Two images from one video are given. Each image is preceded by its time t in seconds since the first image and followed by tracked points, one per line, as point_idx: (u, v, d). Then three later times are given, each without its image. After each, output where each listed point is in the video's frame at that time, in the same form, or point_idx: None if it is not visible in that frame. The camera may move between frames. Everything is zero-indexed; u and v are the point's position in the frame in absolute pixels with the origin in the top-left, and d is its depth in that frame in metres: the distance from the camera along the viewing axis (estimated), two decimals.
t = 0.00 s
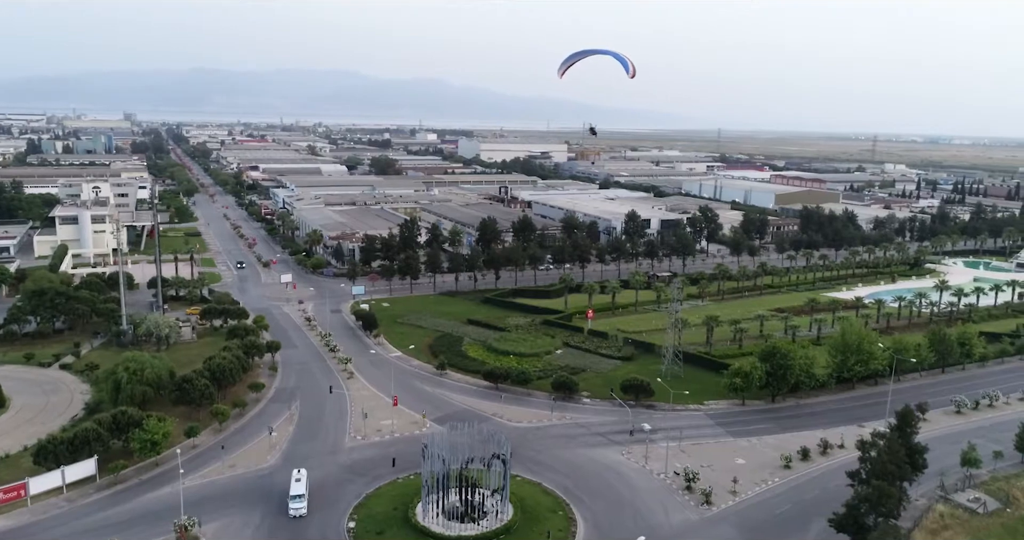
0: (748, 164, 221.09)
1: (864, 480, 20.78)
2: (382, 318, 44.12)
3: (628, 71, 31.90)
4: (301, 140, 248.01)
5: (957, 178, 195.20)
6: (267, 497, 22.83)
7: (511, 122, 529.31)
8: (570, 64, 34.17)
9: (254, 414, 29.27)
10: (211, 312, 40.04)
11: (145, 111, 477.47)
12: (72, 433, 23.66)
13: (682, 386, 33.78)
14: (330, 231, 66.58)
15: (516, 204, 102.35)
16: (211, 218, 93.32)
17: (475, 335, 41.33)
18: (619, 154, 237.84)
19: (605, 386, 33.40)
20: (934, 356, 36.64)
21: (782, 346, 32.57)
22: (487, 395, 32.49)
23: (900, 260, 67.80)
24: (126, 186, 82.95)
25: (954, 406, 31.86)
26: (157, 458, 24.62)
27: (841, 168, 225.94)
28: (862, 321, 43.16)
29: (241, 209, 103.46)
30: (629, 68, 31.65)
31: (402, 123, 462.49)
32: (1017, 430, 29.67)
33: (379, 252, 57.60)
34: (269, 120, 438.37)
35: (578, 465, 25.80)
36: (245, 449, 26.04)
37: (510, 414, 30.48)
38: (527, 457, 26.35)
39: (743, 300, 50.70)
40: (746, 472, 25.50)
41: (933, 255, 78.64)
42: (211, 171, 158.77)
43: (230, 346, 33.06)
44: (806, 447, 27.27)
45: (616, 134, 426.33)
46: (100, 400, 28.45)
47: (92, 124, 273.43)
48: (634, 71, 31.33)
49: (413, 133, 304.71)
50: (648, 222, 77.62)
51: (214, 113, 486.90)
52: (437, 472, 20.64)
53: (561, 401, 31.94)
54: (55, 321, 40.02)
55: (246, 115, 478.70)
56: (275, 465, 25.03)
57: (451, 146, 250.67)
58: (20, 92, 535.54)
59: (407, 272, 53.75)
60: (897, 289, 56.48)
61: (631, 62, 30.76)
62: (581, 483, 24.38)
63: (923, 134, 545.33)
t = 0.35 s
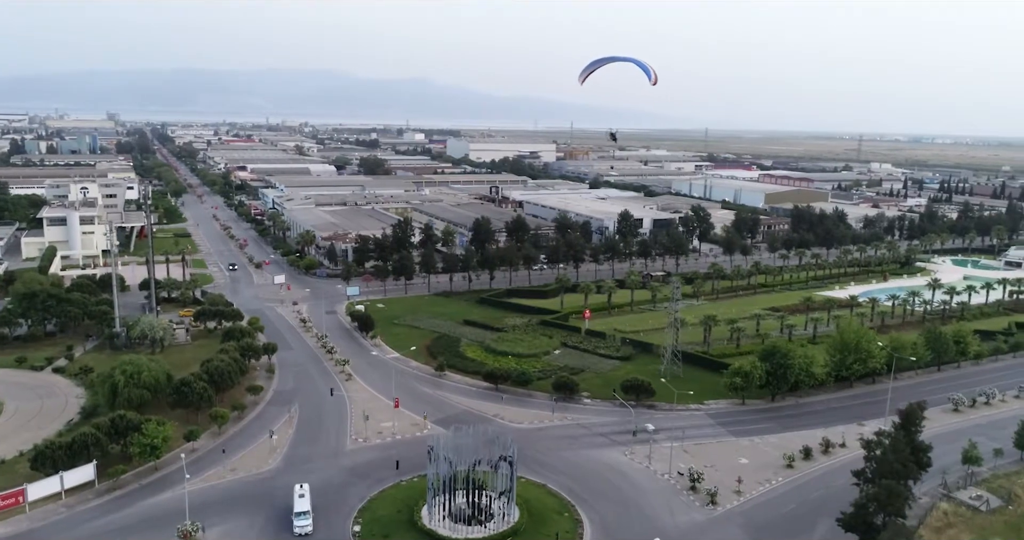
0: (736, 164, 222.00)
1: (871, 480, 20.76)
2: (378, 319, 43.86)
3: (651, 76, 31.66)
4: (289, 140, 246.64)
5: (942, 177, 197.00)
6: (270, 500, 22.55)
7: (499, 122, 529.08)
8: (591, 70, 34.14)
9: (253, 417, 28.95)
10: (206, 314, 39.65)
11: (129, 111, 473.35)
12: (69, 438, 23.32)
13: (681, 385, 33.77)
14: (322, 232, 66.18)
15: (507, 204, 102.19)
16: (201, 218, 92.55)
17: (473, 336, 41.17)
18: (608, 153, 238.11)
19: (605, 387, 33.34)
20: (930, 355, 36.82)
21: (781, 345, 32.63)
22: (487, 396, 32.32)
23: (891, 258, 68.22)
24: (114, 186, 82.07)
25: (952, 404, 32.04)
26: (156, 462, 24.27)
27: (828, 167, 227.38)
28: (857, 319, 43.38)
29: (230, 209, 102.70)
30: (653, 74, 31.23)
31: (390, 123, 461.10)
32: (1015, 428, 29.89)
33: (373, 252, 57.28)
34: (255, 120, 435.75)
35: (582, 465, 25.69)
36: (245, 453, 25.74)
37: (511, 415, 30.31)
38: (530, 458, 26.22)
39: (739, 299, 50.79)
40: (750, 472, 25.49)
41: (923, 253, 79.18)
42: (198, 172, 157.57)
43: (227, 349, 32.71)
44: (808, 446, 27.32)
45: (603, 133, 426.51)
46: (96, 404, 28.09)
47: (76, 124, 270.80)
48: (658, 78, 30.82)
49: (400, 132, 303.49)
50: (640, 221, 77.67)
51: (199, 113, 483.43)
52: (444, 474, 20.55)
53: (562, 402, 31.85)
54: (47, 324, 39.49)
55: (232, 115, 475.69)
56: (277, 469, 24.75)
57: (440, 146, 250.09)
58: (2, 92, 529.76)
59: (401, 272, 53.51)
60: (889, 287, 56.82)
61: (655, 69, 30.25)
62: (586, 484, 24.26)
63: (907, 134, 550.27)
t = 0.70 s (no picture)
0: (717, 163, 223.62)
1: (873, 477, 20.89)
2: (368, 320, 43.54)
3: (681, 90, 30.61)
4: (268, 140, 244.37)
5: (918, 176, 199.91)
6: (270, 505, 22.25)
7: (479, 122, 528.45)
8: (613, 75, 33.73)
9: (247, 420, 28.60)
10: (193, 316, 39.10)
11: (102, 110, 466.39)
12: (62, 444, 22.87)
13: (675, 384, 33.86)
14: (308, 232, 65.59)
15: (492, 204, 102.09)
16: (181, 219, 91.36)
17: (465, 336, 41.04)
18: (589, 153, 238.64)
19: (600, 387, 33.34)
20: (918, 352, 37.27)
21: (774, 343, 32.86)
22: (482, 397, 32.17)
23: (874, 256, 69.04)
24: (93, 187, 80.74)
25: (942, 400, 32.44)
26: (151, 468, 23.84)
27: (807, 165, 229.64)
28: (846, 317, 43.80)
29: (211, 210, 101.50)
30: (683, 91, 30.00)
31: (369, 122, 458.54)
32: (1004, 424, 30.35)
33: (360, 253, 56.91)
34: (233, 119, 431.22)
35: (583, 465, 25.63)
36: (242, 457, 25.38)
37: (508, 415, 30.18)
38: (530, 458, 26.10)
39: (727, 298, 51.11)
40: (749, 470, 25.59)
41: (903, 251, 80.22)
42: (176, 172, 155.63)
43: (218, 351, 32.28)
44: (805, 444, 27.50)
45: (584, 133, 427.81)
46: (87, 409, 27.59)
47: (49, 124, 266.18)
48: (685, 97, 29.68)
49: (380, 132, 301.79)
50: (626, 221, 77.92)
51: (175, 112, 477.38)
52: (449, 477, 20.44)
53: (557, 402, 31.80)
54: (30, 328, 38.71)
55: (209, 114, 470.50)
56: (275, 472, 24.43)
57: (421, 145, 249.24)
58: None
59: (390, 273, 53.17)
60: (874, 285, 57.46)
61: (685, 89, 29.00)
62: (588, 484, 24.17)
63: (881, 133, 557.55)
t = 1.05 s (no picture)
0: (696, 162, 225.31)
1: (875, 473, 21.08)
2: (358, 321, 43.22)
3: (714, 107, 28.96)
4: (244, 140, 241.75)
5: (892, 174, 202.82)
6: (270, 509, 21.95)
7: (457, 121, 527.33)
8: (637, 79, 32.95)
9: (242, 424, 28.24)
10: (181, 319, 38.55)
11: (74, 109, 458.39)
12: (56, 451, 22.44)
13: (670, 382, 34.00)
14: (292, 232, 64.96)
15: (475, 204, 101.89)
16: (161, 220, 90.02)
17: (457, 337, 40.92)
18: (568, 152, 239.03)
19: (595, 386, 33.36)
20: (906, 347, 37.78)
21: (768, 340, 33.09)
22: (479, 397, 32.05)
23: (855, 254, 69.89)
24: (70, 188, 79.30)
25: (931, 395, 32.91)
26: (147, 473, 23.47)
27: (784, 164, 232.02)
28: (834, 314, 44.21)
29: (191, 211, 100.15)
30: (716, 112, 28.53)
31: (347, 122, 455.62)
32: (994, 418, 30.85)
33: (347, 254, 56.49)
34: (208, 118, 426.12)
35: (584, 464, 25.60)
36: (239, 461, 25.07)
37: (506, 415, 30.09)
38: (530, 458, 26.02)
39: (714, 296, 51.44)
40: (747, 467, 25.76)
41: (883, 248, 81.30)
42: (152, 173, 153.37)
43: (210, 354, 31.86)
44: (802, 440, 27.75)
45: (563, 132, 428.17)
46: (78, 414, 27.09)
47: (19, 123, 261.03)
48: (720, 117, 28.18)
49: (358, 132, 299.88)
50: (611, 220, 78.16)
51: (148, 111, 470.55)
52: (454, 478, 20.35)
53: (553, 401, 31.77)
54: (13, 332, 37.91)
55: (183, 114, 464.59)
56: (274, 476, 24.13)
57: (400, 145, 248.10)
58: None
59: (378, 273, 52.82)
60: (858, 283, 58.12)
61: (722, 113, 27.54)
62: (590, 483, 24.15)
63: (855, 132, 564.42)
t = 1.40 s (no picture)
0: (677, 161, 226.46)
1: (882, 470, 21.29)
2: (352, 321, 42.94)
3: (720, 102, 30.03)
4: (223, 140, 239.07)
5: (870, 173, 205.19)
6: (277, 513, 21.71)
7: (438, 120, 526.04)
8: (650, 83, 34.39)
9: (242, 426, 27.95)
10: (174, 321, 38.08)
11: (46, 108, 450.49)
12: (57, 456, 22.08)
13: (668, 380, 34.14)
14: (280, 233, 64.39)
15: (461, 203, 101.63)
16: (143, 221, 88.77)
17: (452, 337, 40.82)
18: (550, 151, 239.25)
19: (595, 385, 33.45)
20: (897, 344, 38.25)
21: (765, 338, 33.33)
22: (478, 397, 31.95)
23: (840, 252, 70.68)
24: (51, 189, 77.95)
25: (925, 391, 33.34)
26: (150, 477, 23.14)
27: (763, 163, 234.04)
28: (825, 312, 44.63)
29: (173, 211, 98.92)
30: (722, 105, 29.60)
31: (326, 121, 452.69)
32: (987, 413, 31.33)
33: (337, 254, 56.13)
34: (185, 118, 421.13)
35: (589, 463, 25.58)
36: (243, 464, 24.80)
37: (508, 415, 30.04)
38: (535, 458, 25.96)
39: (705, 295, 51.72)
40: (751, 463, 25.93)
41: (866, 246, 82.25)
42: (131, 173, 151.16)
43: (207, 356, 31.49)
44: (802, 437, 27.99)
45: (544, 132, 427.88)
46: (75, 419, 26.65)
47: None
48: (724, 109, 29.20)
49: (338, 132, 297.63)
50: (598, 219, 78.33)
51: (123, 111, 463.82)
52: (467, 479, 20.46)
53: (554, 400, 31.76)
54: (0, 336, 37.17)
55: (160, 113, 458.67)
56: (278, 478, 23.87)
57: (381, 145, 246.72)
58: None
59: (369, 274, 52.53)
60: (844, 281, 58.77)
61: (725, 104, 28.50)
62: (596, 482, 24.17)
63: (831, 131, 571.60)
